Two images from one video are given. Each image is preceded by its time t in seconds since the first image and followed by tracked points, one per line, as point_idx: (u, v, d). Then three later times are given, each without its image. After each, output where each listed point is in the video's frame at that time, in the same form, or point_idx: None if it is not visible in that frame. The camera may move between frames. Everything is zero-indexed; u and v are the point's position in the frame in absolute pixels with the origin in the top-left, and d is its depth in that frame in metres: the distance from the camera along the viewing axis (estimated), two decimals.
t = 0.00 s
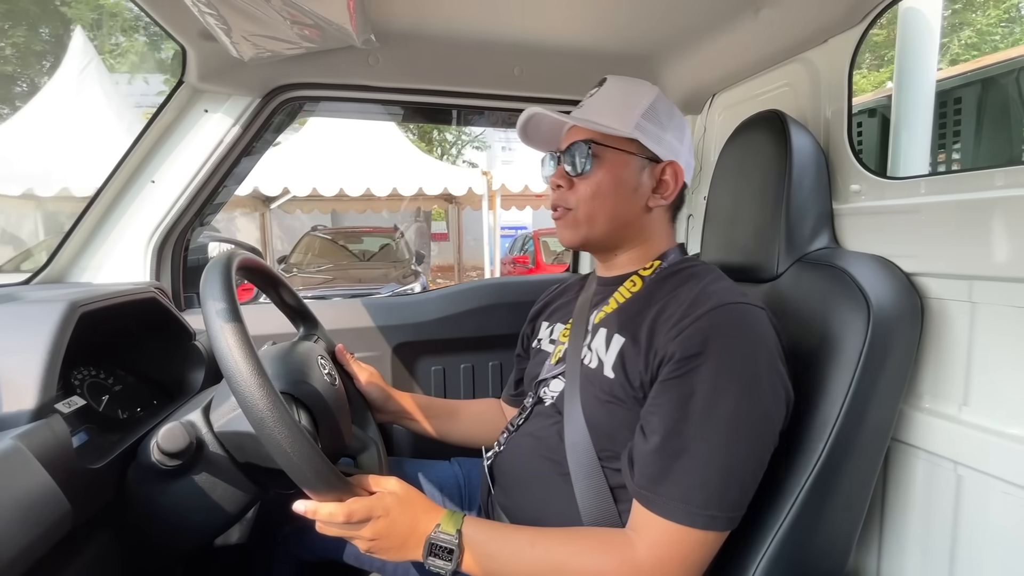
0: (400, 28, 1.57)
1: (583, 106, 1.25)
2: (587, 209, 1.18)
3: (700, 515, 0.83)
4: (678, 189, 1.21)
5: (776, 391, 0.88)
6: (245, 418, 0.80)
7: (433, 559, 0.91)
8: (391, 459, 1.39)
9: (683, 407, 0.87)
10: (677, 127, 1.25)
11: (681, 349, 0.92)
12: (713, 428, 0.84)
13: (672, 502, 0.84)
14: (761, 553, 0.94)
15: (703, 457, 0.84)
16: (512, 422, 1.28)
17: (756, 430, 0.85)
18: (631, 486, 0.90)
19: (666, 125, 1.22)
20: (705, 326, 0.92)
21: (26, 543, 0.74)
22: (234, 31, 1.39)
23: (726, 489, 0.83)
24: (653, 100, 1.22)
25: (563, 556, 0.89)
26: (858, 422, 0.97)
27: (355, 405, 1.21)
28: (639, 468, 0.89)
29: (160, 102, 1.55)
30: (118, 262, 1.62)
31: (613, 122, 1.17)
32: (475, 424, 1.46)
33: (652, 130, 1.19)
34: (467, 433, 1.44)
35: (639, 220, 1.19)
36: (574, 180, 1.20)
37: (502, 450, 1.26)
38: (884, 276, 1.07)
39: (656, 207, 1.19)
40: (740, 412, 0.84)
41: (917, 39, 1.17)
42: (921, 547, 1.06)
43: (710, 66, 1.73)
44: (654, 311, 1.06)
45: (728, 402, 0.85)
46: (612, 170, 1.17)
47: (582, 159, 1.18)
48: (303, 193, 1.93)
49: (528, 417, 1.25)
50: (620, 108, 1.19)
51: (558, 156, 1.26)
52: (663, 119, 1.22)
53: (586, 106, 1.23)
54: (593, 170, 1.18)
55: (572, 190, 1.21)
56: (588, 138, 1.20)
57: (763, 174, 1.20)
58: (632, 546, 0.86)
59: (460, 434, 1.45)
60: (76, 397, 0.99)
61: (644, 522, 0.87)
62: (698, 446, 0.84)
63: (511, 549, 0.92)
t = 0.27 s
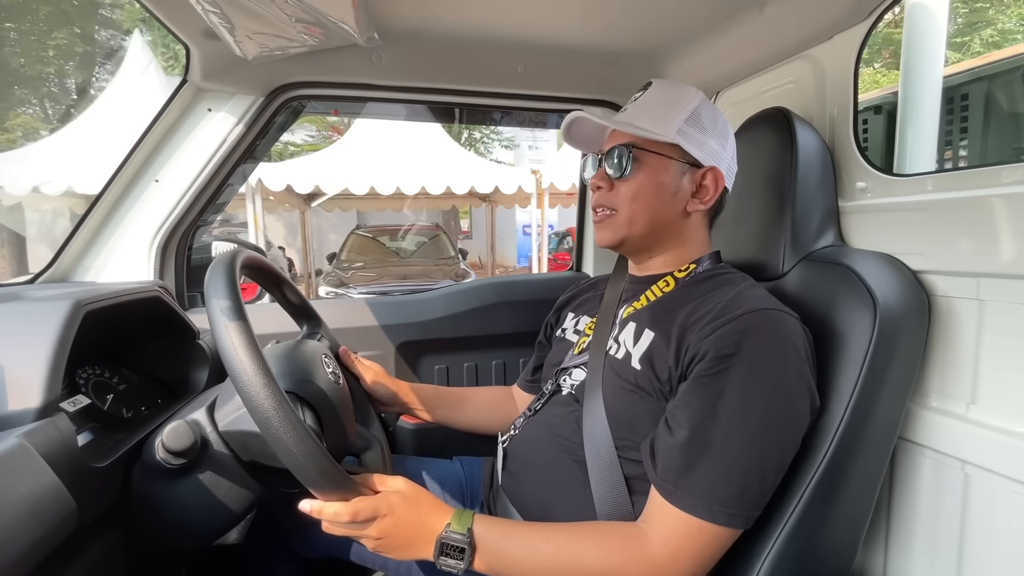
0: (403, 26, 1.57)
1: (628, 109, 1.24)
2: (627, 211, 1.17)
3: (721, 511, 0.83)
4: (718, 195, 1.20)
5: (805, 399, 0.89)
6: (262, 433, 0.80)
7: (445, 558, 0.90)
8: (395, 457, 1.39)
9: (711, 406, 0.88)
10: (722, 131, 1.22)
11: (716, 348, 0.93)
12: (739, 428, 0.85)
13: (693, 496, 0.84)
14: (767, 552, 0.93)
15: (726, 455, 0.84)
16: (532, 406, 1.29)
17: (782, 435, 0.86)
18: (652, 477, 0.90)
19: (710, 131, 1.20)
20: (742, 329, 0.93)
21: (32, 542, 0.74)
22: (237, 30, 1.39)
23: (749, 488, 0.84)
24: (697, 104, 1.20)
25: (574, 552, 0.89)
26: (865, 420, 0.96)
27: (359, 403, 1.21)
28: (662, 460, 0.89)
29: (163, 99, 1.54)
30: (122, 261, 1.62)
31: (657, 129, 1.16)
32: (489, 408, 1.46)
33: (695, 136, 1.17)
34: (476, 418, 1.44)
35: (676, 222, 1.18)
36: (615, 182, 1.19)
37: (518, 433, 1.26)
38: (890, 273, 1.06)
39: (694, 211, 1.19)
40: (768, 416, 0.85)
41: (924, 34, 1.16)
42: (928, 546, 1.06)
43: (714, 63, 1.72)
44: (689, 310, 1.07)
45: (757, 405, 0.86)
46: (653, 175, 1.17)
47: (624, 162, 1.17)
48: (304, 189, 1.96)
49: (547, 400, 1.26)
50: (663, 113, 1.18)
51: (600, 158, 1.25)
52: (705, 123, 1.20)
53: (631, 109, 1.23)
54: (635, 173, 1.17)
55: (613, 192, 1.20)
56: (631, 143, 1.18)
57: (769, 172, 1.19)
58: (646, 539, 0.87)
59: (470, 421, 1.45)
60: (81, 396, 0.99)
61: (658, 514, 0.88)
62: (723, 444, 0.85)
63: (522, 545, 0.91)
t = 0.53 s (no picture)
0: (403, 23, 1.57)
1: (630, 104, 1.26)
2: (622, 203, 1.19)
3: (722, 506, 0.83)
4: (714, 192, 1.20)
5: (805, 393, 0.89)
6: (262, 430, 0.80)
7: (444, 556, 0.90)
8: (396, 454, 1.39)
9: (712, 400, 0.88)
10: (722, 131, 1.23)
11: (716, 343, 0.93)
12: (740, 422, 0.85)
13: (694, 491, 0.84)
14: (768, 549, 0.93)
15: (727, 450, 0.84)
16: (531, 407, 1.29)
17: (782, 428, 0.85)
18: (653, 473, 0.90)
19: (709, 128, 1.21)
20: (741, 323, 0.93)
21: (33, 536, 0.74)
22: (238, 26, 1.39)
23: (751, 483, 0.84)
24: (698, 102, 1.22)
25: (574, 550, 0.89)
26: (866, 418, 0.96)
27: (360, 400, 1.21)
28: (663, 456, 0.89)
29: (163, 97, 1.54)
30: (123, 257, 1.62)
31: (655, 121, 1.18)
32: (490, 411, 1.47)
33: (694, 132, 1.18)
34: (475, 423, 1.45)
35: (670, 217, 1.19)
36: (613, 173, 1.21)
37: (517, 433, 1.27)
38: (892, 270, 1.06)
39: (690, 207, 1.19)
40: (768, 409, 0.85)
41: (927, 31, 1.16)
42: (929, 545, 1.06)
43: (716, 60, 1.72)
44: (689, 307, 1.07)
45: (756, 399, 0.86)
46: (649, 167, 1.18)
47: (620, 153, 1.20)
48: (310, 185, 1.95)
49: (548, 402, 1.26)
50: (664, 107, 1.20)
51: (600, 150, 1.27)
52: (706, 121, 1.21)
53: (633, 104, 1.25)
54: (630, 164, 1.19)
55: (610, 183, 1.22)
56: (630, 134, 1.21)
57: (770, 170, 1.19)
58: (647, 535, 0.87)
59: (468, 425, 1.45)
60: (82, 391, 0.99)
61: (659, 511, 0.88)
62: (723, 438, 0.85)
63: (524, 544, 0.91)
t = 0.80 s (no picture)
0: (406, 24, 1.57)
1: (632, 104, 1.25)
2: (628, 209, 1.18)
3: (724, 512, 0.84)
4: (719, 194, 1.20)
5: (807, 397, 0.89)
6: (268, 429, 0.81)
7: (446, 558, 0.91)
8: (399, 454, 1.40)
9: (713, 406, 0.88)
10: (724, 131, 1.23)
11: (717, 348, 0.93)
12: (741, 428, 0.85)
13: (696, 496, 0.85)
14: (771, 547, 0.93)
15: (729, 455, 0.84)
16: (533, 408, 1.30)
17: (784, 434, 0.86)
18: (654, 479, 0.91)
19: (713, 129, 1.20)
20: (742, 328, 0.93)
21: (42, 534, 0.75)
22: (243, 28, 1.39)
23: (752, 487, 0.84)
24: (702, 102, 1.21)
25: (579, 551, 0.90)
26: (869, 417, 0.96)
27: (363, 400, 1.21)
28: (664, 462, 0.89)
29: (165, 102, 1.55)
30: (128, 258, 1.63)
31: (659, 123, 1.17)
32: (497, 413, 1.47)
33: (699, 134, 1.18)
34: (478, 423, 1.45)
35: (677, 221, 1.19)
36: (617, 177, 1.20)
37: (519, 434, 1.27)
38: (895, 270, 1.06)
39: (695, 210, 1.20)
40: (770, 414, 0.85)
41: (931, 29, 1.15)
42: (933, 544, 1.06)
43: (718, 60, 1.72)
44: (691, 310, 1.07)
45: (758, 405, 0.86)
46: (654, 170, 1.17)
47: (625, 156, 1.18)
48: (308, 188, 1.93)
49: (549, 405, 1.26)
50: (668, 109, 1.18)
51: (602, 152, 1.25)
52: (710, 122, 1.21)
53: (635, 104, 1.23)
54: (635, 168, 1.18)
55: (614, 187, 1.21)
56: (634, 137, 1.19)
57: (773, 170, 1.19)
58: (649, 539, 0.88)
59: (471, 426, 1.46)
60: (89, 392, 1.00)
61: (662, 514, 0.88)
62: (725, 444, 0.85)
63: (527, 544, 0.92)
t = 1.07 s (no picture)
0: (408, 23, 1.57)
1: (617, 109, 1.23)
2: (625, 218, 1.16)
3: (725, 516, 0.83)
4: (716, 192, 1.21)
5: (808, 399, 0.88)
6: (272, 430, 0.80)
7: (447, 560, 0.90)
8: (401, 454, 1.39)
9: (713, 410, 0.87)
10: (712, 128, 1.23)
11: (717, 351, 0.93)
12: (742, 431, 0.85)
13: (698, 500, 0.84)
14: (775, 548, 0.93)
15: (730, 459, 0.84)
16: (533, 408, 1.29)
17: (786, 437, 0.85)
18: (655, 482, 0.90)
19: (702, 128, 1.20)
20: (742, 331, 0.93)
21: (46, 535, 0.74)
22: (244, 27, 1.39)
23: (754, 491, 0.84)
24: (688, 101, 1.20)
25: (581, 553, 0.90)
26: (873, 417, 0.96)
27: (366, 400, 1.21)
28: (665, 465, 0.89)
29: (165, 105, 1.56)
30: (131, 258, 1.63)
31: (650, 129, 1.15)
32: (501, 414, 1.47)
33: (690, 134, 1.17)
34: (480, 423, 1.45)
35: (676, 225, 1.18)
36: (611, 187, 1.18)
37: (519, 435, 1.27)
38: (898, 269, 1.05)
39: (693, 212, 1.20)
40: (771, 417, 0.85)
41: (936, 27, 1.15)
42: (937, 544, 1.05)
43: (721, 59, 1.72)
44: (691, 312, 1.06)
45: (759, 408, 0.85)
46: (649, 177, 1.16)
47: (617, 165, 1.16)
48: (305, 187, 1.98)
49: (549, 407, 1.26)
50: (657, 112, 1.17)
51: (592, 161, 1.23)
52: (699, 120, 1.20)
53: (620, 109, 1.21)
54: (629, 176, 1.16)
55: (610, 197, 1.19)
56: (625, 145, 1.17)
57: (777, 169, 1.19)
58: (651, 543, 0.87)
59: (472, 425, 1.45)
60: (92, 392, 1.00)
61: (664, 517, 0.88)
62: (726, 448, 0.84)
63: (529, 546, 0.92)
